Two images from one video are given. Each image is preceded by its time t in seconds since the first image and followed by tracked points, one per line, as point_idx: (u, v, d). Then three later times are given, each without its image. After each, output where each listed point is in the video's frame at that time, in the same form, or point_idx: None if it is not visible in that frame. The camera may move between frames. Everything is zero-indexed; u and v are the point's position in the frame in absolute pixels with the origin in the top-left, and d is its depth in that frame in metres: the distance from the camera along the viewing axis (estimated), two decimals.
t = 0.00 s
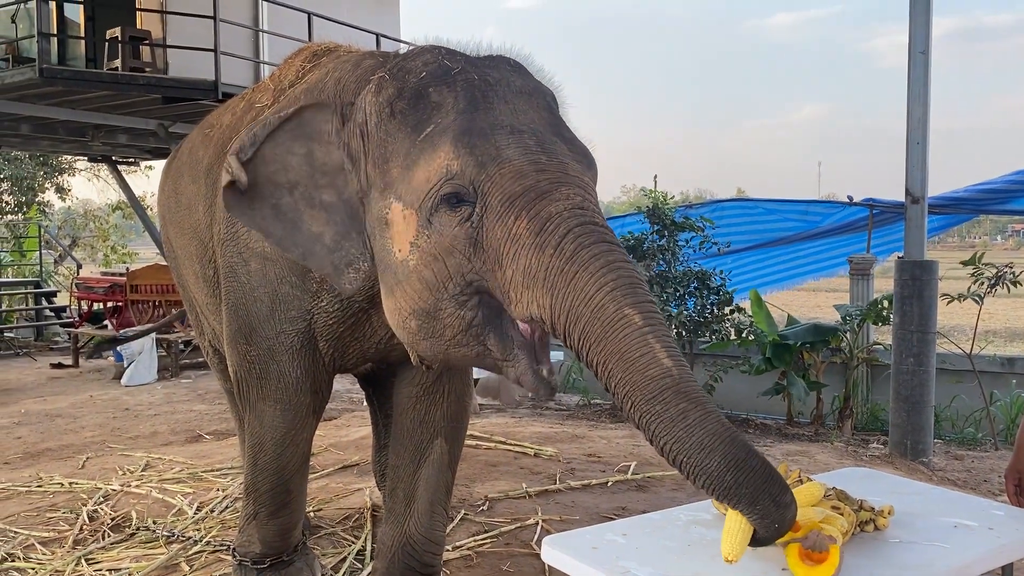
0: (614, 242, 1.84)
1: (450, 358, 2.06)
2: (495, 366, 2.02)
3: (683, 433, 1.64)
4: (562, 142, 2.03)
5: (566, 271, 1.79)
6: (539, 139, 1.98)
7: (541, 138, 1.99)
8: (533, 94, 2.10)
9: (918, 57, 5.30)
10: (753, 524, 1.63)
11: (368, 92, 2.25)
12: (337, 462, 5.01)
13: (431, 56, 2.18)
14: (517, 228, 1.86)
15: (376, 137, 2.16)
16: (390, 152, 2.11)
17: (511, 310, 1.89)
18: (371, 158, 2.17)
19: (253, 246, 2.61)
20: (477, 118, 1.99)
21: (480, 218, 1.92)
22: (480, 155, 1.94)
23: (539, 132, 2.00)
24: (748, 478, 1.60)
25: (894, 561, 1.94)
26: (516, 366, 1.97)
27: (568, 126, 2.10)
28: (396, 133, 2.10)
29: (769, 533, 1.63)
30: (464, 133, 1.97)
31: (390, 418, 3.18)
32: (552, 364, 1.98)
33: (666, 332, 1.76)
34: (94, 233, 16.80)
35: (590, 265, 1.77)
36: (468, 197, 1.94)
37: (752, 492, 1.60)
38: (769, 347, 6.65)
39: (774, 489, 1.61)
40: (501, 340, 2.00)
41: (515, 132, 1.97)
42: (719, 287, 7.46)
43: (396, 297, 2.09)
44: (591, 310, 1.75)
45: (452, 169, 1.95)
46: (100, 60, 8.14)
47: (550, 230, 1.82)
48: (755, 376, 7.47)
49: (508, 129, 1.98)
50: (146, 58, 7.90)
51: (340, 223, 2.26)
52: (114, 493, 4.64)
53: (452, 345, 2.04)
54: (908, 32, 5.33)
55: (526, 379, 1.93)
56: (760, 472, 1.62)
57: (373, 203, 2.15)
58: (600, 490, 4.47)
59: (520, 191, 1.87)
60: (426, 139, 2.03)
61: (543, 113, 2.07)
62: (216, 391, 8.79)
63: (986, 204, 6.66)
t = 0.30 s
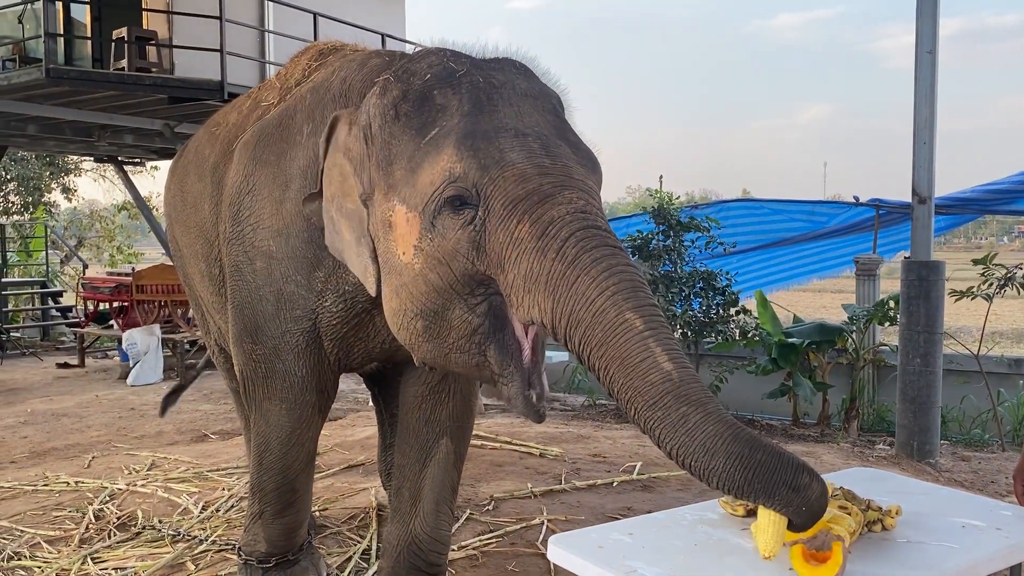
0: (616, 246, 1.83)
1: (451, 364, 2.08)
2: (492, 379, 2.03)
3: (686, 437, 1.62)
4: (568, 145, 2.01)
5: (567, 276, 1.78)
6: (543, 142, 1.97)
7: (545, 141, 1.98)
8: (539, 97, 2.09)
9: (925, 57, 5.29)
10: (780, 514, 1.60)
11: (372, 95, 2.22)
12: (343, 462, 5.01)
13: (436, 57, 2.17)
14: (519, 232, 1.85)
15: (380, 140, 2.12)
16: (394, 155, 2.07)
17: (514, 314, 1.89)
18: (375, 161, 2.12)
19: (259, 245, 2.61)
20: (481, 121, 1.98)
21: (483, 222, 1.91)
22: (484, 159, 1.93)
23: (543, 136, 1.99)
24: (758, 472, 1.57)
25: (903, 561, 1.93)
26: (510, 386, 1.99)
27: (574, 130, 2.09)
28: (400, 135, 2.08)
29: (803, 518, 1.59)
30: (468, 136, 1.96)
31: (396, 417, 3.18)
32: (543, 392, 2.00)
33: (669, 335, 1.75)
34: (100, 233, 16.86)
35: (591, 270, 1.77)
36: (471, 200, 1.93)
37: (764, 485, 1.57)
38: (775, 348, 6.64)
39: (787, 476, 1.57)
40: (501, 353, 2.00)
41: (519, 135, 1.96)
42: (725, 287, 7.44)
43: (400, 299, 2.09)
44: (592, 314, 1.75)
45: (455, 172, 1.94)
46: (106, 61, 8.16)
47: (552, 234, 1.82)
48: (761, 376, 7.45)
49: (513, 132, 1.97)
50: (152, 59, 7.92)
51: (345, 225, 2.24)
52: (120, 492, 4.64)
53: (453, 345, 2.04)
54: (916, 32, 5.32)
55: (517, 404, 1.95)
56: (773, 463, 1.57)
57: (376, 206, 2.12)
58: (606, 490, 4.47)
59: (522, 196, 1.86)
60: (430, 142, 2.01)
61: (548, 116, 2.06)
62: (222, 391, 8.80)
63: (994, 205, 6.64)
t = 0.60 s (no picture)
0: (618, 252, 1.84)
1: (463, 351, 2.08)
2: (506, 356, 2.04)
3: (690, 447, 1.65)
4: (571, 148, 2.01)
5: (569, 281, 1.79)
6: (547, 145, 1.97)
7: (549, 144, 1.97)
8: (544, 98, 2.09)
9: (930, 57, 5.28)
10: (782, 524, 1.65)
11: (376, 94, 2.22)
12: (347, 461, 5.01)
13: (441, 58, 2.17)
14: (521, 236, 1.85)
15: (382, 140, 2.12)
16: (397, 155, 2.07)
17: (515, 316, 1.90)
18: (378, 161, 2.13)
19: (264, 244, 2.62)
20: (485, 123, 1.97)
21: (485, 225, 1.91)
22: (487, 162, 1.92)
23: (547, 137, 1.99)
24: (762, 480, 1.62)
25: (908, 562, 1.93)
26: (528, 358, 1.97)
27: (578, 131, 2.09)
28: (403, 136, 2.08)
29: (803, 528, 1.64)
30: (470, 138, 1.95)
31: (400, 415, 3.18)
32: (564, 363, 1.99)
33: (668, 343, 1.77)
34: (105, 232, 16.89)
35: (593, 277, 1.77)
36: (473, 202, 1.92)
37: (767, 493, 1.62)
38: (779, 348, 6.63)
39: (790, 481, 1.64)
40: (514, 328, 2.00)
41: (522, 138, 1.96)
42: (729, 288, 7.43)
43: (403, 298, 2.08)
44: (594, 321, 1.76)
45: (457, 175, 1.94)
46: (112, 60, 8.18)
47: (554, 239, 1.82)
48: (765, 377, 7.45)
49: (516, 134, 1.96)
50: (158, 58, 7.93)
51: (349, 223, 2.24)
52: (124, 491, 4.66)
53: (462, 338, 2.05)
54: (921, 32, 5.30)
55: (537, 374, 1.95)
56: (775, 471, 1.64)
57: (379, 205, 2.12)
58: (609, 490, 4.47)
59: (525, 200, 1.86)
60: (433, 143, 2.01)
61: (552, 117, 2.06)
62: (226, 391, 8.82)
63: (999, 205, 6.62)
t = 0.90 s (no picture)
0: (614, 261, 1.83)
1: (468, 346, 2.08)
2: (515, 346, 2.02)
3: (672, 466, 1.65)
4: (573, 150, 2.01)
5: (562, 288, 1.78)
6: (547, 147, 1.96)
7: (550, 146, 1.97)
8: (546, 99, 2.09)
9: (934, 58, 5.26)
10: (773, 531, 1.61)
11: (378, 93, 2.22)
12: (349, 460, 5.02)
13: (443, 57, 2.17)
14: (518, 240, 1.85)
15: (384, 138, 2.12)
16: (398, 154, 2.07)
17: (510, 321, 1.91)
18: (379, 159, 2.13)
19: (268, 243, 2.62)
20: (486, 124, 1.97)
21: (483, 227, 1.91)
22: (486, 164, 1.91)
23: (547, 139, 1.99)
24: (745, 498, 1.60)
25: (910, 563, 1.93)
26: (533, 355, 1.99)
27: (580, 133, 2.08)
28: (404, 135, 2.08)
29: (797, 532, 1.60)
30: (470, 139, 1.95)
31: (404, 414, 3.18)
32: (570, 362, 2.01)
33: (658, 358, 1.76)
34: (109, 231, 16.92)
35: (586, 285, 1.77)
36: (472, 204, 1.92)
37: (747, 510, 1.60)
38: (782, 349, 6.62)
39: (773, 488, 1.61)
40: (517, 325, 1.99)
41: (523, 140, 1.95)
42: (733, 288, 7.42)
43: (404, 296, 2.08)
44: (585, 330, 1.76)
45: (456, 176, 1.93)
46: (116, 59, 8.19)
47: (549, 244, 1.81)
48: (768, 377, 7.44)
49: (516, 136, 1.96)
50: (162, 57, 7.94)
51: (353, 220, 2.23)
52: (127, 489, 4.66)
53: (467, 335, 2.05)
54: (926, 32, 5.29)
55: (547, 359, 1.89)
56: (761, 487, 1.60)
57: (380, 204, 2.12)
58: (612, 490, 4.47)
59: (522, 204, 1.86)
60: (434, 142, 2.01)
61: (554, 118, 2.06)
62: (229, 389, 8.83)
63: (1003, 206, 6.62)
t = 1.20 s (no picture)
0: (616, 256, 1.83)
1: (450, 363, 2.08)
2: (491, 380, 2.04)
3: (673, 466, 1.65)
4: (573, 147, 2.00)
5: (563, 281, 1.78)
6: (547, 143, 1.96)
7: (550, 142, 1.97)
8: (545, 96, 2.09)
9: (938, 59, 5.26)
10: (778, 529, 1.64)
11: (379, 92, 2.22)
12: (351, 459, 5.02)
13: (444, 56, 2.17)
14: (518, 234, 1.85)
15: (385, 136, 2.12)
16: (398, 153, 2.07)
17: (509, 315, 1.90)
18: (380, 158, 2.12)
19: (271, 242, 2.62)
20: (486, 120, 1.97)
21: (482, 223, 1.91)
22: (485, 159, 1.92)
23: (547, 136, 1.98)
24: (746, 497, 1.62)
25: (911, 565, 1.92)
26: (509, 389, 2.00)
27: (580, 130, 2.08)
28: (405, 133, 2.07)
29: (803, 527, 1.65)
30: (470, 136, 1.95)
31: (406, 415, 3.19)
32: (543, 399, 2.03)
33: (659, 356, 1.76)
34: (112, 229, 16.92)
35: (588, 279, 1.77)
36: (471, 200, 1.92)
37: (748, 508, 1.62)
38: (785, 349, 6.61)
39: (772, 483, 1.64)
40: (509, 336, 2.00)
41: (522, 136, 1.96)
42: (735, 288, 7.41)
43: (403, 295, 2.07)
44: (586, 324, 1.75)
45: (456, 172, 1.93)
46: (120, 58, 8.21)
47: (550, 237, 1.81)
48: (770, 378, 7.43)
49: (516, 132, 1.96)
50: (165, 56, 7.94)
51: (354, 219, 2.22)
52: (129, 488, 4.67)
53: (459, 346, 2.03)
54: (929, 33, 5.29)
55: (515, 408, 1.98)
56: (761, 491, 1.62)
57: (381, 202, 2.12)
58: (614, 491, 4.47)
59: (522, 198, 1.86)
60: (434, 140, 2.01)
61: (555, 116, 2.06)
62: (231, 388, 8.84)
63: (1007, 207, 6.60)
